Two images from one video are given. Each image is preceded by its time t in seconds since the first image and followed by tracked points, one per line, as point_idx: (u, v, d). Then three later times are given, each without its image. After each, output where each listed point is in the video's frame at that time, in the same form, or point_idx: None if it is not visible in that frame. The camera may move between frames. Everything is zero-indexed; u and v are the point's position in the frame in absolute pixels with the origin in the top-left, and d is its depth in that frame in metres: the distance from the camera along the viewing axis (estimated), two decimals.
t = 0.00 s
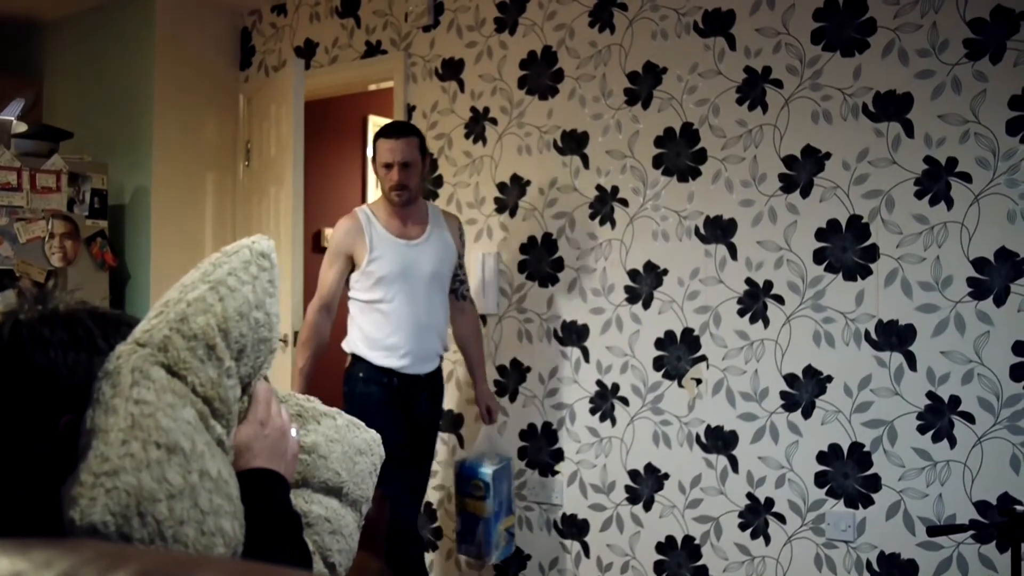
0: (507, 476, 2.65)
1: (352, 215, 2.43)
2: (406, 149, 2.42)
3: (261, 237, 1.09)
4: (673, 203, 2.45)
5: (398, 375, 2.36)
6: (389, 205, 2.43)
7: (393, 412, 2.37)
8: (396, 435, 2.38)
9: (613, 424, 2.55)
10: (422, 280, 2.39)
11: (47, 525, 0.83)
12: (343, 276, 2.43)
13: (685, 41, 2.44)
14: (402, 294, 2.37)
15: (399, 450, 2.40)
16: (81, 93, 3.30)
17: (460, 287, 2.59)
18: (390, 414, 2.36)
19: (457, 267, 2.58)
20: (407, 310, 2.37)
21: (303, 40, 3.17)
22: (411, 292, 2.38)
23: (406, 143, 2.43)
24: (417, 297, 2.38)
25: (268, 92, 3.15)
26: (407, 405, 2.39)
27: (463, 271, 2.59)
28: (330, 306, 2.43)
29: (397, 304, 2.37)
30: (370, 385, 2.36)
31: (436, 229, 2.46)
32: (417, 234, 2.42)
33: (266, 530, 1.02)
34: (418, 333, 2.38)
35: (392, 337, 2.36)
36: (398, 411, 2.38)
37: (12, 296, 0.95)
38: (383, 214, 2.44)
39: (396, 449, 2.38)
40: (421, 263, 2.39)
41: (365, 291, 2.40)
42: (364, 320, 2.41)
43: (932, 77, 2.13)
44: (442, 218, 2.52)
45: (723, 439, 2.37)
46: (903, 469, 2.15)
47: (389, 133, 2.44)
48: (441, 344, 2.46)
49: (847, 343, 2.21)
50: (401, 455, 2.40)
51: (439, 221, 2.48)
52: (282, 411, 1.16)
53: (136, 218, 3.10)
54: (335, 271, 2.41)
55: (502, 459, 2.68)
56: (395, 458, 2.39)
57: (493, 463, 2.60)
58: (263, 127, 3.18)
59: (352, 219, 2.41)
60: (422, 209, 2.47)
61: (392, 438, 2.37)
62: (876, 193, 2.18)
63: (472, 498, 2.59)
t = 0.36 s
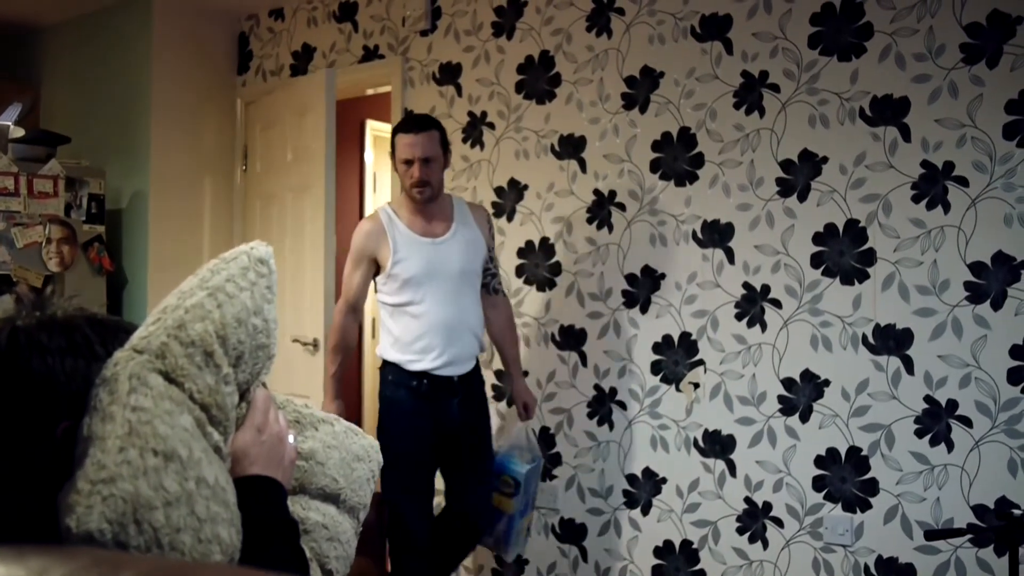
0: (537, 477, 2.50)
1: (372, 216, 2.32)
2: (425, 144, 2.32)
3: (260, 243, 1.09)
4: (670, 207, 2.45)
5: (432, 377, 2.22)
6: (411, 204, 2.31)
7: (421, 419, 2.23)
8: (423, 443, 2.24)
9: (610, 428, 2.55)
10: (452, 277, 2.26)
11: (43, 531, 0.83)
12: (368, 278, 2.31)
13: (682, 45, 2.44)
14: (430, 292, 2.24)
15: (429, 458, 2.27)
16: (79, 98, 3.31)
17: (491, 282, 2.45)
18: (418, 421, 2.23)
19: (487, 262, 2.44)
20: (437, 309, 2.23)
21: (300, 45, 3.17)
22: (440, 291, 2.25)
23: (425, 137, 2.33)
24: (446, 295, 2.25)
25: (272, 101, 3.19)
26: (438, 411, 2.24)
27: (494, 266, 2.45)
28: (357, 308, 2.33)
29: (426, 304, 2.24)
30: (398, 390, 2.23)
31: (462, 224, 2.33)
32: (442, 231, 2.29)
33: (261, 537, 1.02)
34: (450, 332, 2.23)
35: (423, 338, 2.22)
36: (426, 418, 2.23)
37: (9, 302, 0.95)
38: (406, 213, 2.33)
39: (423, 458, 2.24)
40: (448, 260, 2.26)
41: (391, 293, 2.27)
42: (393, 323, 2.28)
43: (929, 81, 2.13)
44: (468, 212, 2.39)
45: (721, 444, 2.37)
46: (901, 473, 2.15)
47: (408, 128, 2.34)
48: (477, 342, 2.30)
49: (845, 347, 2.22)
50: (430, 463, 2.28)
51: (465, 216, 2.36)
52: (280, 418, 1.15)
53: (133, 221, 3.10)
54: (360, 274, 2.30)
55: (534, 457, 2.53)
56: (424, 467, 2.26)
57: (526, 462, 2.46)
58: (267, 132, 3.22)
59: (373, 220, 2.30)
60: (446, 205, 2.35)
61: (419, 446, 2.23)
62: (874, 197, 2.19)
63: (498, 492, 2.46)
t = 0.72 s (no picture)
0: (589, 488, 2.41)
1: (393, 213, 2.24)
2: (447, 142, 2.18)
3: (258, 244, 1.09)
4: (668, 207, 2.45)
5: (446, 381, 2.09)
6: (434, 202, 2.19)
7: (434, 422, 2.10)
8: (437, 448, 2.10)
9: (608, 428, 2.55)
10: (470, 277, 2.12)
11: (38, 532, 0.80)
12: (390, 277, 2.24)
13: (679, 46, 2.44)
14: (446, 293, 2.12)
15: (446, 465, 2.14)
16: (76, 100, 3.30)
17: (522, 284, 2.29)
18: (431, 424, 2.10)
19: (516, 263, 2.28)
20: (451, 310, 2.11)
21: (298, 45, 3.17)
22: (457, 291, 2.12)
23: (447, 135, 2.19)
24: (463, 296, 2.12)
25: (276, 103, 3.22)
26: (453, 414, 2.09)
27: (524, 266, 2.30)
28: (381, 307, 2.27)
29: (441, 304, 2.11)
30: (413, 392, 2.12)
31: (486, 223, 2.18)
32: (462, 230, 2.16)
33: (259, 536, 1.02)
34: (466, 336, 2.09)
35: (436, 341, 2.10)
36: (440, 421, 2.10)
37: (6, 302, 0.95)
38: (427, 211, 2.21)
39: (437, 463, 2.11)
40: (466, 259, 2.12)
41: (408, 292, 2.17)
42: (411, 323, 2.17)
43: (926, 82, 2.14)
44: (496, 211, 2.24)
45: (718, 444, 2.37)
46: (898, 472, 2.15)
47: (430, 125, 2.20)
48: (499, 348, 2.14)
49: (842, 347, 2.22)
50: (448, 470, 2.14)
51: (490, 215, 2.21)
52: (278, 418, 1.15)
53: (130, 221, 3.09)
54: (382, 271, 2.23)
55: (584, 467, 2.46)
56: (440, 474, 2.13)
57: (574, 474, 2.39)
58: (271, 133, 3.23)
59: (393, 218, 2.21)
60: (471, 203, 2.21)
61: (430, 451, 2.10)
62: (871, 197, 2.19)
63: (552, 510, 2.37)
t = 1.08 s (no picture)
0: (634, 514, 2.11)
1: (441, 204, 2.17)
2: (500, 133, 2.05)
3: (246, 242, 1.11)
4: (658, 206, 2.46)
5: (470, 381, 2.01)
6: (482, 195, 2.09)
7: (457, 423, 2.03)
8: (459, 451, 2.03)
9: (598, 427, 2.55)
10: (505, 274, 2.01)
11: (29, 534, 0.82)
12: (436, 268, 2.18)
13: (669, 45, 2.44)
14: (478, 288, 2.03)
15: (470, 470, 2.06)
16: (64, 98, 3.29)
17: (571, 289, 2.12)
18: (456, 424, 2.03)
19: (566, 266, 2.12)
20: (483, 306, 2.02)
21: (288, 43, 3.16)
22: (491, 288, 2.02)
23: (501, 126, 2.06)
24: (496, 293, 2.02)
25: (267, 103, 3.21)
26: (477, 418, 2.01)
27: (574, 271, 2.12)
28: (428, 298, 2.21)
29: (473, 299, 2.04)
30: (441, 389, 2.06)
31: (530, 221, 2.05)
32: (505, 227, 2.05)
33: (247, 534, 1.02)
34: (494, 335, 1.99)
35: (465, 337, 2.02)
36: (465, 422, 2.02)
37: None
38: (473, 205, 2.12)
39: (459, 467, 2.04)
40: (502, 256, 2.02)
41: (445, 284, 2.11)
42: (446, 316, 2.12)
43: (915, 82, 2.15)
44: (546, 210, 2.10)
45: (708, 443, 2.38)
46: (887, 471, 2.16)
47: (484, 115, 2.08)
48: (532, 352, 2.01)
49: (831, 346, 2.23)
50: (470, 476, 2.07)
51: (538, 213, 2.07)
52: (266, 416, 1.15)
53: (119, 222, 3.08)
54: (429, 262, 2.18)
55: (628, 491, 2.15)
56: (462, 478, 2.06)
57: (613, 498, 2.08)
58: (264, 133, 3.22)
59: (440, 210, 2.14)
60: (521, 198, 2.09)
61: (452, 452, 2.04)
62: (860, 197, 2.20)
63: (597, 538, 2.09)
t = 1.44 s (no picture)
0: (662, 521, 2.03)
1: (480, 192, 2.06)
2: (554, 125, 1.94)
3: (229, 237, 1.10)
4: (645, 205, 2.46)
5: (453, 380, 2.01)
6: (525, 186, 1.99)
7: (482, 418, 1.94)
8: (485, 447, 1.95)
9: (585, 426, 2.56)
10: (541, 268, 1.92)
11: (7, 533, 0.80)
12: (471, 259, 2.06)
13: (656, 44, 2.44)
14: (511, 281, 1.94)
15: (495, 468, 1.97)
16: (49, 97, 3.27)
17: (607, 290, 2.02)
18: (479, 418, 1.95)
19: (603, 264, 2.01)
20: (514, 300, 1.92)
21: (274, 42, 3.15)
22: (524, 281, 1.93)
23: (555, 118, 1.96)
24: (530, 287, 1.92)
25: (253, 102, 3.21)
26: (503, 413, 1.93)
27: (610, 270, 2.02)
28: (460, 291, 2.08)
29: (504, 292, 1.94)
30: (467, 384, 1.97)
31: (570, 217, 1.95)
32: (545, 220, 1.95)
33: (234, 531, 1.01)
34: (525, 330, 1.90)
35: (493, 331, 1.93)
36: (489, 417, 1.94)
37: None
38: (513, 195, 2.01)
39: (483, 464, 1.96)
40: (537, 249, 1.92)
41: (477, 275, 2.02)
42: (476, 307, 2.03)
43: (900, 81, 2.16)
44: (587, 205, 1.99)
45: (695, 441, 2.39)
46: (872, 469, 2.18)
47: (536, 104, 1.96)
48: (563, 350, 1.92)
49: (817, 344, 2.24)
50: (495, 474, 1.98)
51: (580, 209, 1.97)
52: (251, 413, 1.15)
53: (104, 221, 3.07)
54: (464, 252, 2.06)
55: (655, 499, 2.09)
56: (487, 475, 1.97)
57: (641, 505, 2.00)
58: (252, 132, 3.21)
59: (479, 198, 2.03)
60: (563, 192, 1.99)
61: (477, 448, 1.95)
62: (845, 196, 2.21)
63: (621, 549, 1.99)
